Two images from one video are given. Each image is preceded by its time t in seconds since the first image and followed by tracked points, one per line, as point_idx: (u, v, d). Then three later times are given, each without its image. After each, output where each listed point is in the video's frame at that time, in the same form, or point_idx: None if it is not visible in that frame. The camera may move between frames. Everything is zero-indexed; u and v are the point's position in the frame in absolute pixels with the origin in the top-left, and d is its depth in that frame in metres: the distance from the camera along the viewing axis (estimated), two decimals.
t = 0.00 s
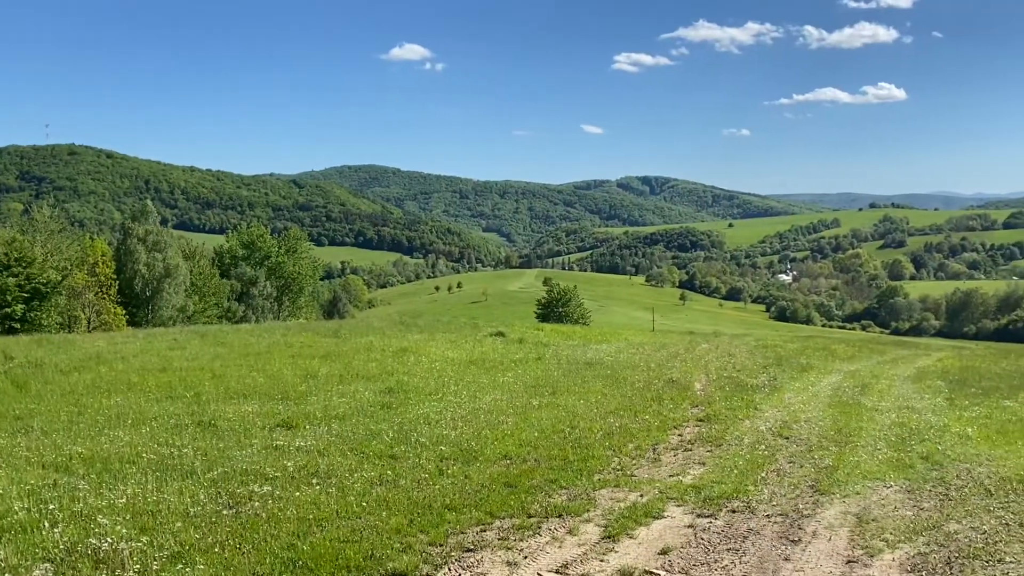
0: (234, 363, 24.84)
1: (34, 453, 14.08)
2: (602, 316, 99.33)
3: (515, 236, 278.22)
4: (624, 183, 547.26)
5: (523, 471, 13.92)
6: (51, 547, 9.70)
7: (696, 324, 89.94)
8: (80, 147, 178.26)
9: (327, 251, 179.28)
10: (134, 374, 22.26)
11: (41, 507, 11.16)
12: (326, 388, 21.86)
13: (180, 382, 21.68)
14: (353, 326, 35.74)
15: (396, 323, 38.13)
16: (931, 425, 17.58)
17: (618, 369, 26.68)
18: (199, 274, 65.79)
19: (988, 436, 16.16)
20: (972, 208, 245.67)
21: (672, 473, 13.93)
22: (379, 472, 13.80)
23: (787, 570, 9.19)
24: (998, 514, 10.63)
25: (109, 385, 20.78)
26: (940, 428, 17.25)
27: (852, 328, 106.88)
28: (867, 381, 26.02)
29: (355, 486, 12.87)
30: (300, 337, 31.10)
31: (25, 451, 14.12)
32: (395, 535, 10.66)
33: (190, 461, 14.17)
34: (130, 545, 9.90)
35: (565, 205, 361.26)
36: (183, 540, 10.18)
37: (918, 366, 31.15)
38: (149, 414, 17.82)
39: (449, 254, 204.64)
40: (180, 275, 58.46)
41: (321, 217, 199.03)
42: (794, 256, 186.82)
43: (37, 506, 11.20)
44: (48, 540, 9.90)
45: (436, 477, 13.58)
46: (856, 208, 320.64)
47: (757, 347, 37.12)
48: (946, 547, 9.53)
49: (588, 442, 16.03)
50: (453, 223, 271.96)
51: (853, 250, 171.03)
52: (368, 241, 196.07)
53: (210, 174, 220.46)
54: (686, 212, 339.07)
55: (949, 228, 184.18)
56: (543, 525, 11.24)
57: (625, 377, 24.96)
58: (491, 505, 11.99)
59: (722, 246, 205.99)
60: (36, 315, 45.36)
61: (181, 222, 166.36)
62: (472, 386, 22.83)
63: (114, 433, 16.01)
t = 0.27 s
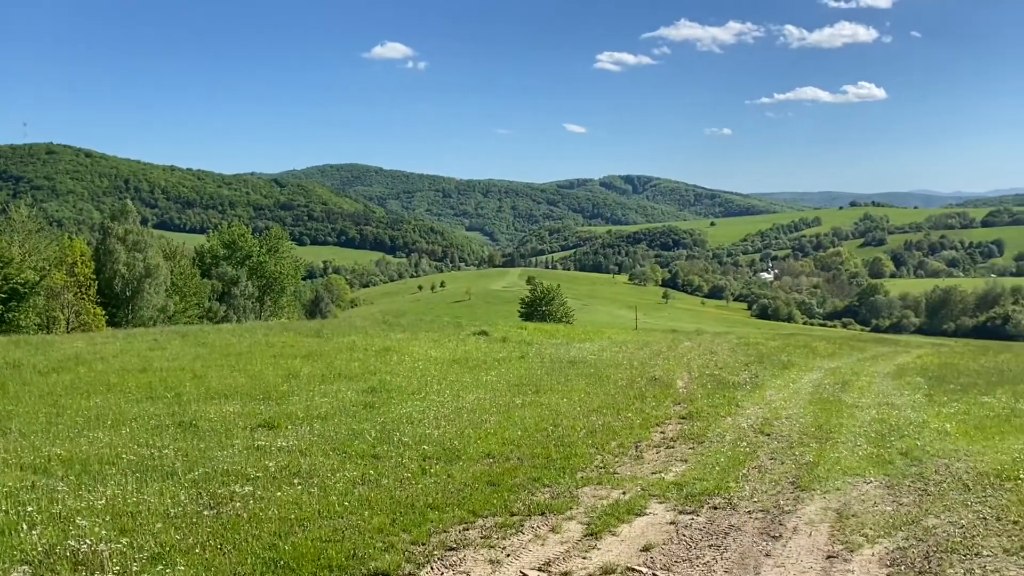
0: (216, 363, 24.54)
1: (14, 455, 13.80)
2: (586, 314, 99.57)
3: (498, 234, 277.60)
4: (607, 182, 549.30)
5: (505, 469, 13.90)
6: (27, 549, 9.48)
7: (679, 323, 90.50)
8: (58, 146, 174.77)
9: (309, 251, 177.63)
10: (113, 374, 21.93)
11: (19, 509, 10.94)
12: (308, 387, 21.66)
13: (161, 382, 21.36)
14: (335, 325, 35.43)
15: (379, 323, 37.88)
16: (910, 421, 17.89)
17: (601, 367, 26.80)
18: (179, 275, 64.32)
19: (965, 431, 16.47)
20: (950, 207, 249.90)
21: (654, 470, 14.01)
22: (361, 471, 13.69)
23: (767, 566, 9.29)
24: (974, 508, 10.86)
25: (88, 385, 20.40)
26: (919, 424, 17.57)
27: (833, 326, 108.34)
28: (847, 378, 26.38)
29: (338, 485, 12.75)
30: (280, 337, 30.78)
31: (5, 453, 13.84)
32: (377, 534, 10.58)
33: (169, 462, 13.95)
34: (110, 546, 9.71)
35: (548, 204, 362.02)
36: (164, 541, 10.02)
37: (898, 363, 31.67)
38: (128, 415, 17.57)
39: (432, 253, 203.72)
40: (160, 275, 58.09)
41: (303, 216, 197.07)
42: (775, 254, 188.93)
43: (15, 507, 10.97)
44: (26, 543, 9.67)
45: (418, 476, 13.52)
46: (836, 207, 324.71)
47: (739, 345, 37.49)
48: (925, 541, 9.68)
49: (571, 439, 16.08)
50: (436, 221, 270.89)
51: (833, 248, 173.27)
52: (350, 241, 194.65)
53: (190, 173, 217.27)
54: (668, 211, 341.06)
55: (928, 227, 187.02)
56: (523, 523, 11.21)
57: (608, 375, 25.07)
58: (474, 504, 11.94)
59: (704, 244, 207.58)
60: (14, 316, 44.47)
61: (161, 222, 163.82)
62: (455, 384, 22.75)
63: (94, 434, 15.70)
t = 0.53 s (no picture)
0: (195, 364, 24.15)
1: None
2: (569, 314, 99.77)
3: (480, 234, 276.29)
4: (588, 181, 550.84)
5: (487, 468, 13.85)
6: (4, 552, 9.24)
7: (660, 322, 91.06)
8: (33, 146, 171.33)
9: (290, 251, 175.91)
10: (91, 376, 21.49)
11: None
12: (288, 388, 21.42)
13: (139, 383, 20.94)
14: (316, 325, 35.11)
15: (360, 323, 37.56)
16: (888, 418, 18.18)
17: (583, 366, 26.87)
18: (158, 275, 63.17)
19: (943, 428, 16.77)
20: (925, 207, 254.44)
21: (635, 468, 14.10)
22: (342, 471, 13.57)
23: (747, 563, 9.37)
24: (950, 503, 11.06)
25: (65, 387, 19.96)
26: (896, 421, 17.88)
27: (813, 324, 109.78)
28: (826, 376, 26.76)
29: (318, 486, 12.62)
30: (261, 338, 30.41)
31: None
32: (359, 534, 10.49)
33: (148, 463, 13.71)
34: (88, 549, 9.52)
35: (531, 203, 362.40)
36: (144, 543, 9.84)
37: (876, 360, 32.16)
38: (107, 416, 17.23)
39: (413, 253, 202.62)
40: (139, 276, 56.87)
41: (283, 216, 194.99)
42: (756, 252, 191.00)
43: None
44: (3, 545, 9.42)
45: (399, 476, 13.42)
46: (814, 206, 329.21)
47: (720, 344, 37.80)
48: (901, 537, 9.84)
49: (553, 438, 16.11)
50: (418, 221, 269.39)
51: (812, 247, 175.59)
52: (331, 241, 192.95)
53: (167, 173, 214.01)
54: (650, 210, 343.09)
55: (905, 226, 190.05)
56: (504, 522, 11.20)
57: (590, 374, 25.19)
58: (455, 503, 11.88)
59: (685, 244, 209.24)
60: None
61: (140, 222, 161.17)
62: (436, 384, 22.67)
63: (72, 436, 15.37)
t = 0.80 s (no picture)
0: (173, 365, 23.68)
1: None
2: (550, 314, 99.88)
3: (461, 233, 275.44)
4: (568, 181, 552.43)
5: (467, 467, 13.82)
6: None
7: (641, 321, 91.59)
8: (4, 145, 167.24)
9: (269, 251, 173.79)
10: (66, 378, 20.94)
11: None
12: (267, 389, 21.12)
13: (115, 385, 20.43)
14: (294, 326, 34.70)
15: (339, 324, 37.19)
16: (865, 416, 18.50)
17: (563, 366, 26.95)
18: (135, 275, 61.96)
19: (918, 425, 17.11)
20: (899, 207, 259.38)
21: (614, 466, 14.15)
22: (322, 472, 13.43)
23: (726, 560, 9.46)
24: (926, 499, 11.27)
25: (39, 389, 19.45)
26: (872, 418, 18.17)
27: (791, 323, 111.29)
28: (803, 374, 27.18)
29: (298, 487, 12.46)
30: (239, 338, 29.93)
31: None
32: (338, 535, 10.37)
33: (124, 466, 13.38)
34: (63, 552, 9.31)
35: (511, 203, 362.52)
36: (121, 546, 9.63)
37: (854, 359, 32.64)
38: (82, 419, 16.81)
39: (393, 253, 201.29)
40: (116, 276, 55.80)
41: (262, 216, 192.67)
42: (734, 252, 193.17)
43: None
44: None
45: (378, 478, 13.28)
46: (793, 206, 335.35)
47: (699, 343, 38.03)
48: (879, 532, 10.01)
49: (533, 438, 16.10)
50: (397, 221, 267.73)
51: (789, 247, 178.03)
52: (310, 241, 191.01)
53: (143, 172, 210.30)
54: (629, 210, 345.13)
55: (880, 226, 193.62)
56: (484, 522, 11.15)
57: (570, 373, 25.27)
58: (435, 504, 11.76)
59: (665, 243, 210.88)
60: None
61: (115, 222, 158.11)
62: (416, 384, 22.54)
63: (46, 438, 15.01)
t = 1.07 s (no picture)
0: (148, 367, 23.18)
1: None
2: (530, 313, 100.15)
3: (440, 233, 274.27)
4: (546, 181, 553.53)
5: (446, 468, 13.75)
6: None
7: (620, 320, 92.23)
8: None
9: (245, 251, 171.67)
10: (38, 380, 20.39)
11: None
12: (244, 390, 20.77)
13: (89, 387, 20.00)
14: (272, 327, 34.24)
15: (317, 324, 36.88)
16: (841, 413, 18.83)
17: (543, 365, 26.99)
18: (109, 276, 60.68)
19: (893, 422, 17.45)
20: (872, 207, 264.10)
21: (593, 465, 14.20)
22: (300, 473, 13.25)
23: (704, 557, 9.53)
24: (900, 496, 11.50)
25: (10, 392, 18.92)
26: (847, 416, 18.49)
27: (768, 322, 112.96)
28: (780, 372, 27.57)
29: (275, 489, 12.28)
30: (216, 339, 29.41)
31: None
32: (316, 536, 10.24)
33: (100, 469, 13.09)
34: (36, 556, 9.09)
35: (490, 203, 362.13)
36: (97, 549, 9.44)
37: (829, 357, 33.17)
38: (56, 422, 16.35)
39: (372, 253, 200.07)
40: (91, 278, 54.57)
41: (238, 216, 190.10)
42: (711, 251, 195.49)
43: None
44: None
45: (357, 478, 13.14)
46: (770, 206, 339.82)
47: (677, 342, 38.41)
48: (854, 529, 10.18)
49: (513, 438, 16.07)
50: (376, 221, 266.06)
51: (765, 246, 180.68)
52: (288, 241, 189.05)
53: (117, 172, 206.69)
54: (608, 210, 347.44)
55: (853, 226, 197.05)
56: (463, 522, 11.10)
57: (549, 373, 25.34)
58: (414, 504, 11.67)
59: (643, 243, 212.59)
60: None
61: (89, 222, 154.96)
62: (395, 385, 22.40)
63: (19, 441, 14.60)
